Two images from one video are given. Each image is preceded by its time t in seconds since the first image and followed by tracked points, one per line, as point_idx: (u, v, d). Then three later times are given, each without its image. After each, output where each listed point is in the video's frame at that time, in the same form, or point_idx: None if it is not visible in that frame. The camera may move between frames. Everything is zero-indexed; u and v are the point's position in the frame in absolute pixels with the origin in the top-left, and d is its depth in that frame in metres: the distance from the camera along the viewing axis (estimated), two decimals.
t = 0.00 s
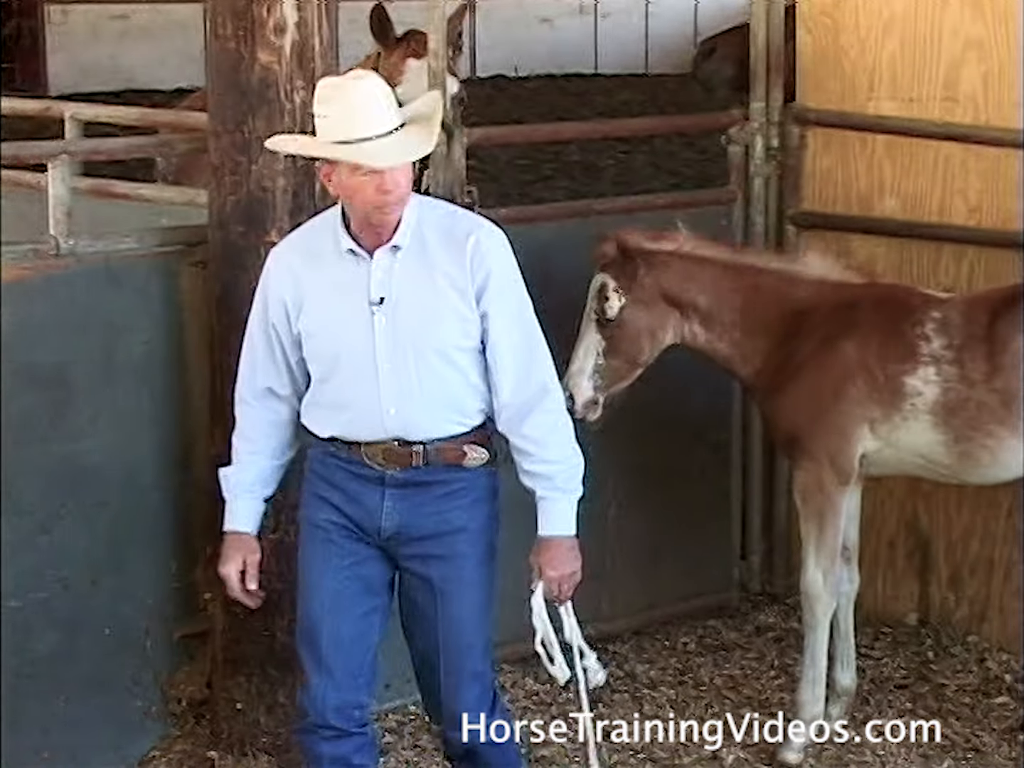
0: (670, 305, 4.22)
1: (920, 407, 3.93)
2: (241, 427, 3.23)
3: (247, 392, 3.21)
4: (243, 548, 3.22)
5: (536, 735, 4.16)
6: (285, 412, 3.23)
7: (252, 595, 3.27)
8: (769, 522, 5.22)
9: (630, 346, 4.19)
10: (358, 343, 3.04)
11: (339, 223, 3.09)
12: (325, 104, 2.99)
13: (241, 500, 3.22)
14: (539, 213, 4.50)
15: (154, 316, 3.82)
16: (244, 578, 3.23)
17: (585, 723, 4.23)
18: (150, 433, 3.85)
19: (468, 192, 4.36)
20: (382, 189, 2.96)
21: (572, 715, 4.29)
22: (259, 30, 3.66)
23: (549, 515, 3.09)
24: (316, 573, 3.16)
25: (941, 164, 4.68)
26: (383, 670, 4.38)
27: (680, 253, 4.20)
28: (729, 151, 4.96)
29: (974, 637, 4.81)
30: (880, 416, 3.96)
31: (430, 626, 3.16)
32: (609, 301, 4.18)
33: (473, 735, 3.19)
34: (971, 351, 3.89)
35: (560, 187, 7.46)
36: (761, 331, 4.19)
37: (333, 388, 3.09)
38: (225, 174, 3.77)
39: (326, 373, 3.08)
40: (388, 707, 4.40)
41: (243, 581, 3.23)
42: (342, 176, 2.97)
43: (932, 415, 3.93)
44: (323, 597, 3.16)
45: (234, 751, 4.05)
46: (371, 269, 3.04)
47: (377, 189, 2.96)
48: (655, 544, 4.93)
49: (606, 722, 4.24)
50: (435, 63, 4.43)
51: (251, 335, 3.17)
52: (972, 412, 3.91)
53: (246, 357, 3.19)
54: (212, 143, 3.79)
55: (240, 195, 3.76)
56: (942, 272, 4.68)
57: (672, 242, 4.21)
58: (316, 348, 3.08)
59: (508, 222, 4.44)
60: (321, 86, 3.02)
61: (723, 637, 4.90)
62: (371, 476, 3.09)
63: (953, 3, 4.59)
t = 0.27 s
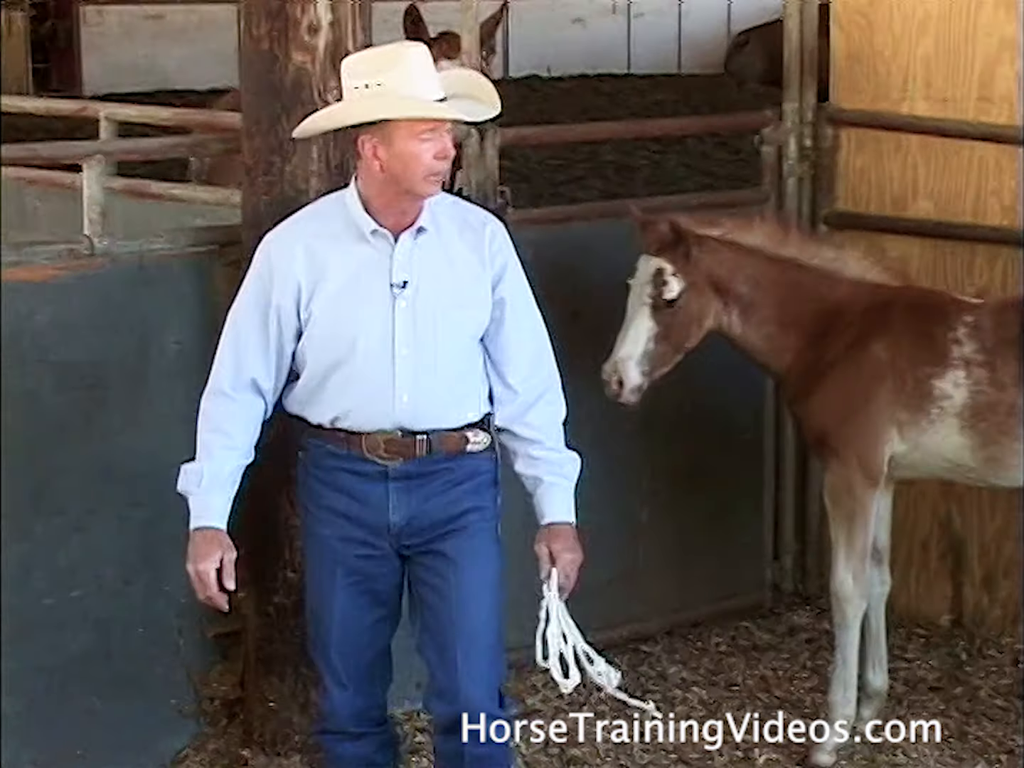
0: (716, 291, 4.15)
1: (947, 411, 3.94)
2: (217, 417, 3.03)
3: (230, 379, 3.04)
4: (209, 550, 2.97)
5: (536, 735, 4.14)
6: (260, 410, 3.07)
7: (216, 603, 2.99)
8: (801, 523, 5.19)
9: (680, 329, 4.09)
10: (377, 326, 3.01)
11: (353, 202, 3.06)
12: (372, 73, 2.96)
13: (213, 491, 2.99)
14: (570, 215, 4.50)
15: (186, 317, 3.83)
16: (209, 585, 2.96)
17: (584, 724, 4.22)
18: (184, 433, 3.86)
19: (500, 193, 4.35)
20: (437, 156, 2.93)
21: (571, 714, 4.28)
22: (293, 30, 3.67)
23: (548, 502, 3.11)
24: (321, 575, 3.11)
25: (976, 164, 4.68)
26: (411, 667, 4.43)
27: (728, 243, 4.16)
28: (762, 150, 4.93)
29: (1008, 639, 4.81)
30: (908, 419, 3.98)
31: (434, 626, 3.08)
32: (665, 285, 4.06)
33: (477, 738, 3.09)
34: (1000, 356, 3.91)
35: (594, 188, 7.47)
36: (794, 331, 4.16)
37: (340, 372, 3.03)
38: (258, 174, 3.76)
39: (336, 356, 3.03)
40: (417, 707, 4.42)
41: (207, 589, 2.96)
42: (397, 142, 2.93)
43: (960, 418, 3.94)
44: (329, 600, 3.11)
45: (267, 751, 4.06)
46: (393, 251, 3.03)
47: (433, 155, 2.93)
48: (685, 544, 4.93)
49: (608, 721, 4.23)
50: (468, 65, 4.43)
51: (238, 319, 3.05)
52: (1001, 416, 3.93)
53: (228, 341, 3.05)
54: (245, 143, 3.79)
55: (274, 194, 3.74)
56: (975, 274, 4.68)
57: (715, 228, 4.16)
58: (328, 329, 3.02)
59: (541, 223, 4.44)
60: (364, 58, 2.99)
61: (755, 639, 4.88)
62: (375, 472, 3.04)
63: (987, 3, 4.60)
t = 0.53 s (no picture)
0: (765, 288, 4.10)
1: (979, 414, 3.95)
2: (225, 421, 2.94)
3: (237, 383, 2.95)
4: (235, 553, 2.83)
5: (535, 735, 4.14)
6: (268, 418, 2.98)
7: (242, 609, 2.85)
8: (830, 525, 5.20)
9: (739, 328, 4.00)
10: (386, 338, 2.94)
11: (366, 210, 2.98)
12: (392, 73, 2.92)
13: (232, 494, 2.88)
14: (600, 216, 4.50)
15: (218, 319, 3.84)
16: (240, 590, 2.81)
17: (582, 723, 4.24)
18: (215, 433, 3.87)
19: (530, 194, 4.36)
20: (456, 158, 2.89)
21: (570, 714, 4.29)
22: (324, 31, 3.68)
23: (544, 537, 3.06)
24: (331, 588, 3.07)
25: (1007, 166, 4.68)
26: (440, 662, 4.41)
27: (773, 239, 4.10)
28: (792, 152, 4.90)
29: None
30: (939, 421, 3.98)
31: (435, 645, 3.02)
32: (730, 284, 3.95)
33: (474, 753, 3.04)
34: None
35: (622, 190, 7.47)
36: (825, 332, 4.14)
37: (347, 383, 2.96)
38: (289, 174, 3.77)
39: (343, 367, 2.95)
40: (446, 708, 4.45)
41: (239, 594, 2.81)
42: (417, 140, 2.88)
43: (990, 421, 3.95)
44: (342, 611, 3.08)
45: (296, 752, 4.07)
46: (404, 264, 2.96)
47: (452, 156, 2.89)
48: (715, 545, 4.92)
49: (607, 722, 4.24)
50: (498, 66, 4.43)
51: (246, 323, 2.97)
52: None
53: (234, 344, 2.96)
54: (276, 144, 3.80)
55: (305, 195, 3.75)
56: (1006, 277, 4.68)
57: (764, 224, 4.08)
58: (337, 338, 2.95)
59: (570, 224, 4.43)
60: (382, 61, 2.95)
61: (784, 641, 4.87)
62: (377, 491, 2.97)
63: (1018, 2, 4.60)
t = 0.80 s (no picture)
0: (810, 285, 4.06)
1: (1007, 416, 3.95)
2: (242, 418, 2.88)
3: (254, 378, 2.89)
4: (254, 565, 2.84)
5: (536, 735, 4.13)
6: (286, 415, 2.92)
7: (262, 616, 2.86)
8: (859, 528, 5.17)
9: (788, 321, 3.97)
10: (403, 335, 2.85)
11: (391, 204, 2.90)
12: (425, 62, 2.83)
13: (248, 502, 2.85)
14: (628, 217, 4.49)
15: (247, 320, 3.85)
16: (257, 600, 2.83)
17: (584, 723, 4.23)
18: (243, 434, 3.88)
19: (558, 195, 4.35)
20: (489, 156, 2.81)
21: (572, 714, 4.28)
22: (352, 32, 3.68)
23: (573, 544, 3.00)
24: (332, 598, 2.96)
25: None
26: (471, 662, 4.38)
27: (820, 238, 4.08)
28: (821, 153, 4.91)
29: None
30: (968, 424, 3.98)
31: (447, 650, 2.97)
32: (785, 277, 3.91)
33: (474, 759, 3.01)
34: None
35: (650, 191, 7.47)
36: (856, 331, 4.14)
37: (364, 383, 2.87)
38: (318, 175, 3.78)
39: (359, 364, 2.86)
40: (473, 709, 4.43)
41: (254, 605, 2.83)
42: (453, 137, 2.80)
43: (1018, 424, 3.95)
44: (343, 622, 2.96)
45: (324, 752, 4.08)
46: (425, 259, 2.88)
47: (485, 154, 2.81)
48: (743, 545, 4.92)
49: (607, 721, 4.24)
50: (526, 67, 4.43)
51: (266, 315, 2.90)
52: None
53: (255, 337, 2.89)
54: (304, 145, 3.80)
55: (333, 196, 3.76)
56: None
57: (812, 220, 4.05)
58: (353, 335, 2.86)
59: (598, 225, 4.43)
60: (414, 49, 2.84)
61: (812, 643, 4.86)
62: (392, 494, 2.89)
63: None
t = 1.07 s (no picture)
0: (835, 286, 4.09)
1: None
2: (260, 426, 2.86)
3: (272, 385, 2.87)
4: (265, 575, 2.81)
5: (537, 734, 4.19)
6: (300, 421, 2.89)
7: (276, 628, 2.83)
8: (881, 527, 5.23)
9: (813, 321, 4.01)
10: (431, 336, 2.87)
11: (406, 206, 2.90)
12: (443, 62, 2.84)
13: (266, 514, 2.83)
14: (653, 221, 4.54)
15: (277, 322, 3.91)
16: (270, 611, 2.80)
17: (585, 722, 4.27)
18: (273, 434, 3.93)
19: (584, 198, 4.39)
20: (507, 155, 2.82)
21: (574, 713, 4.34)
22: (381, 38, 3.74)
23: (588, 536, 3.02)
24: (363, 604, 2.92)
25: None
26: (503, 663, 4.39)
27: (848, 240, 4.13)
28: (844, 157, 4.94)
29: None
30: (988, 426, 4.01)
31: (481, 642, 3.01)
32: (812, 278, 3.95)
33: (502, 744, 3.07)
34: None
35: (676, 195, 7.52)
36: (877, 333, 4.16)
37: (386, 385, 2.87)
38: (346, 179, 3.84)
39: (382, 366, 2.87)
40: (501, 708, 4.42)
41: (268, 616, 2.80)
42: (472, 135, 2.80)
43: None
44: (382, 630, 2.92)
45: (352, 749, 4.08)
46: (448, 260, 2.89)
47: (503, 153, 2.81)
48: (765, 546, 4.96)
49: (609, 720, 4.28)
50: (552, 72, 4.49)
51: (284, 320, 2.88)
52: None
53: (274, 343, 2.87)
54: (334, 149, 3.86)
55: (362, 200, 3.82)
56: None
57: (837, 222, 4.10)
58: (378, 337, 2.86)
59: (624, 228, 4.48)
60: (431, 51, 2.85)
61: (835, 642, 4.90)
62: (427, 493, 2.89)
63: None
